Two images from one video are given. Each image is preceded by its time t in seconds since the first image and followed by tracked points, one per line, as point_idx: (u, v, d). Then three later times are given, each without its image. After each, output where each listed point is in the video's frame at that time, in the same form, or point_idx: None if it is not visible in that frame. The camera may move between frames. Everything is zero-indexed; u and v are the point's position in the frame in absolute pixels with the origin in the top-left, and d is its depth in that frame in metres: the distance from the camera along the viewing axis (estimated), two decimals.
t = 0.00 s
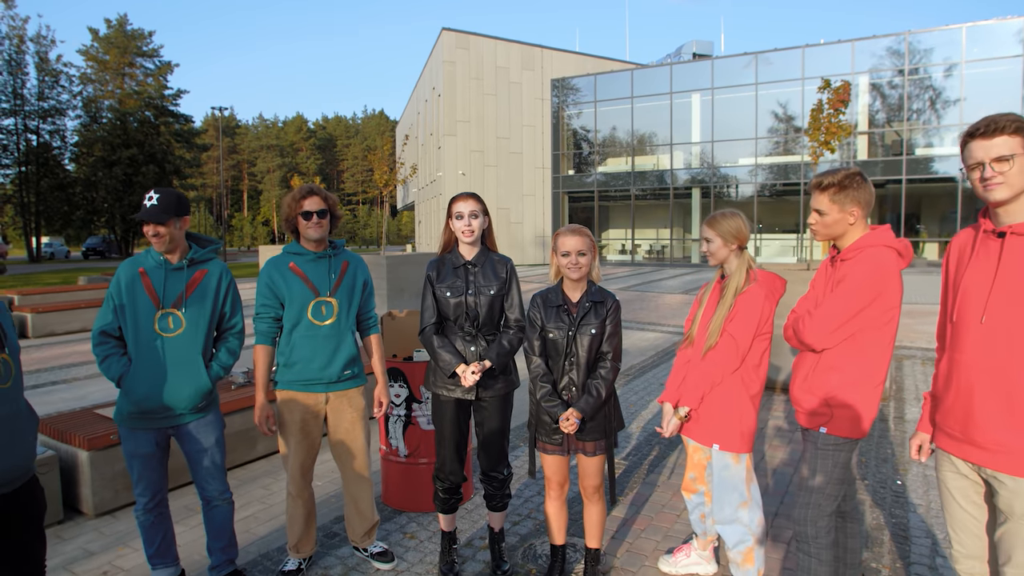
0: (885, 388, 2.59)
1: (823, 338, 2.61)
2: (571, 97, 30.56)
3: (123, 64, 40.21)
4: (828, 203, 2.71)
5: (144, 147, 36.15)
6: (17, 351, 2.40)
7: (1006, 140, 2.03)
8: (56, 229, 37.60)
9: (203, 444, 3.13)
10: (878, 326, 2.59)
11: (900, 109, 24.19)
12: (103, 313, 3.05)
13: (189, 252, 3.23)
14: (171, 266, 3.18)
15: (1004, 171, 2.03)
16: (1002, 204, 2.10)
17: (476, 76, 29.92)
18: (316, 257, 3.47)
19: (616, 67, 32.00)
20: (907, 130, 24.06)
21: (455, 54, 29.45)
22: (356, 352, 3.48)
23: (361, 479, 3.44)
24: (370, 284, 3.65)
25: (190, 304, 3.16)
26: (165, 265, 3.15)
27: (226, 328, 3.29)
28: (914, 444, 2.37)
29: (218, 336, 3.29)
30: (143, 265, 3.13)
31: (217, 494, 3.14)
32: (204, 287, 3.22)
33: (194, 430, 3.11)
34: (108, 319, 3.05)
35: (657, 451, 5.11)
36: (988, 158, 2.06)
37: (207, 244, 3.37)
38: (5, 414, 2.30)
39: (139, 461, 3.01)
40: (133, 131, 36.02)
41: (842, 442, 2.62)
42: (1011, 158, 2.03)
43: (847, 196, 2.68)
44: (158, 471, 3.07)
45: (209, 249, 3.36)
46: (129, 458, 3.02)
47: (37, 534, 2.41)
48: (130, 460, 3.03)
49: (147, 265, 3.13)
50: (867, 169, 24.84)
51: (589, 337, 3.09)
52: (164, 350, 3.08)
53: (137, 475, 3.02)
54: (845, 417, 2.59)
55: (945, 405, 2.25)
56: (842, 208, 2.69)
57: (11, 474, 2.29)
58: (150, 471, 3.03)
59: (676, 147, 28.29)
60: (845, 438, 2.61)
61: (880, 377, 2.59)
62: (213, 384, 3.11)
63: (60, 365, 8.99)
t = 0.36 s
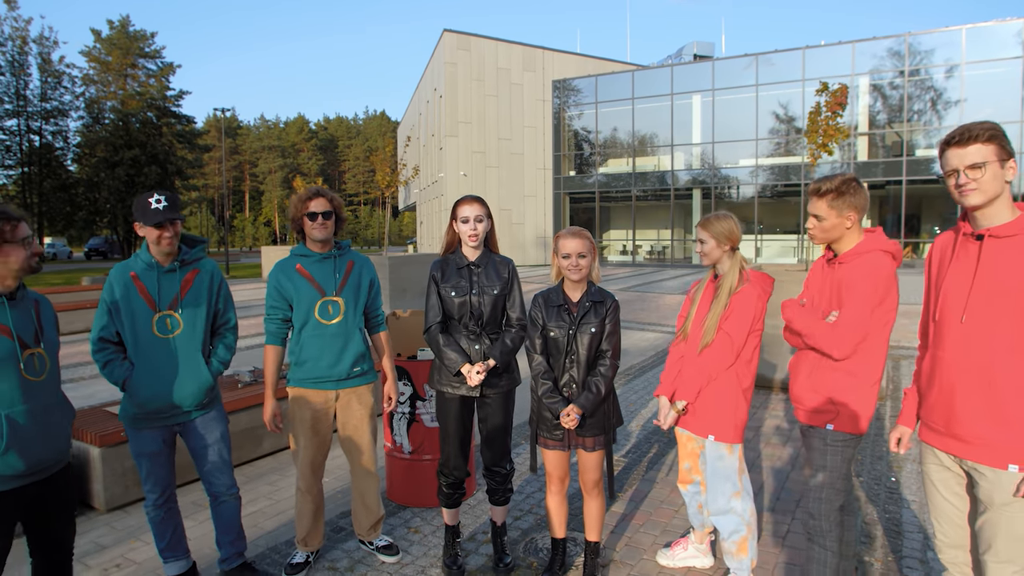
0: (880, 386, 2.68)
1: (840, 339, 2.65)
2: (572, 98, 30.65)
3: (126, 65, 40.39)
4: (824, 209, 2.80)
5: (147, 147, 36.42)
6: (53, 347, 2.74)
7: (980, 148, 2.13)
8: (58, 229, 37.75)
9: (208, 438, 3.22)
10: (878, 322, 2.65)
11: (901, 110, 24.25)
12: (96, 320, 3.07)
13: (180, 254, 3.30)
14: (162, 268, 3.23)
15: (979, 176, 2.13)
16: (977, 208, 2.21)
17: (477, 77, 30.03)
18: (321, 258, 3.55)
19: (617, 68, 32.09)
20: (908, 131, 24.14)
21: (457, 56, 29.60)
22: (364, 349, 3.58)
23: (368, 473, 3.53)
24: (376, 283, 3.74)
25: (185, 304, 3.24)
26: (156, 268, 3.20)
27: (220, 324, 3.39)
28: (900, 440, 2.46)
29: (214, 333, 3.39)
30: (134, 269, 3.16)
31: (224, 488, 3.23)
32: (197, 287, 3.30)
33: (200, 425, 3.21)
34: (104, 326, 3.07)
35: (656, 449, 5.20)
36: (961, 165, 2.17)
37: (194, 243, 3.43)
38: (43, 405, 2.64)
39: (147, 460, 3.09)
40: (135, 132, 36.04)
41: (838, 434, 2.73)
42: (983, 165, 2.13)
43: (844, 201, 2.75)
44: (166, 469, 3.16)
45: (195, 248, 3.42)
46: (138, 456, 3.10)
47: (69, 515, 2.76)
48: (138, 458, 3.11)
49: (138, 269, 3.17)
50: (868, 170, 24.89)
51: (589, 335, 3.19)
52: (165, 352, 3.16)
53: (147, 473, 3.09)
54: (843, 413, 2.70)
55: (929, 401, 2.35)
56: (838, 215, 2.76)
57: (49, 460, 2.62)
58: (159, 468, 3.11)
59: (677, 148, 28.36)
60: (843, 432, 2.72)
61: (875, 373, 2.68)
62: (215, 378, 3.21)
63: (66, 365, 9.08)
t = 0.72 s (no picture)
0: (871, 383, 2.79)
1: (878, 326, 2.63)
2: (572, 98, 30.74)
3: (127, 65, 40.53)
4: (814, 214, 2.84)
5: (147, 147, 37.07)
6: (91, 341, 2.95)
7: (956, 154, 2.23)
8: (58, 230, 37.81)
9: (223, 430, 3.35)
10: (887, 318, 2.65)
11: (900, 110, 24.34)
12: (111, 324, 3.12)
13: (186, 254, 3.39)
14: (170, 268, 3.30)
15: (953, 180, 2.24)
16: (955, 209, 2.32)
17: (477, 78, 30.13)
18: (330, 258, 3.65)
19: (617, 69, 32.17)
20: (907, 131, 24.22)
21: (457, 56, 29.72)
22: (375, 344, 3.68)
23: (375, 466, 3.64)
24: (384, 279, 3.85)
25: (197, 302, 3.34)
26: (165, 269, 3.27)
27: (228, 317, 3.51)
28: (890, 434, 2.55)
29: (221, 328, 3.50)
30: (143, 271, 3.22)
31: (235, 479, 3.35)
32: (205, 285, 3.41)
33: (218, 419, 3.34)
34: (119, 331, 3.13)
35: (653, 445, 5.30)
36: (938, 169, 2.27)
37: (194, 243, 3.50)
38: (81, 395, 2.83)
39: (168, 454, 3.18)
40: (136, 132, 36.79)
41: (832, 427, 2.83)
42: (958, 169, 2.23)
43: (830, 203, 2.82)
44: (183, 464, 3.25)
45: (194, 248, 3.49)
46: (158, 452, 3.18)
47: (97, 502, 2.96)
48: (154, 454, 3.19)
49: (147, 271, 3.23)
50: (868, 169, 24.95)
51: (587, 333, 3.29)
52: (184, 350, 3.25)
53: (168, 468, 3.18)
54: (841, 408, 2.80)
55: (914, 395, 2.45)
56: (828, 219, 2.83)
57: (83, 447, 2.81)
58: (179, 462, 3.21)
59: (676, 148, 28.45)
60: (852, 426, 2.81)
61: (866, 368, 2.79)
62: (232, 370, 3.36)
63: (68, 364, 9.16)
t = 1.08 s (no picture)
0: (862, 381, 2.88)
1: (873, 321, 2.69)
2: (573, 99, 30.84)
3: (128, 66, 40.63)
4: (799, 218, 2.95)
5: (148, 147, 37.42)
6: (113, 338, 3.06)
7: (940, 158, 2.32)
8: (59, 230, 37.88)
9: (241, 425, 3.45)
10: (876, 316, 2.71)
11: (900, 111, 24.41)
12: (138, 319, 3.25)
13: (211, 251, 3.50)
14: (196, 265, 3.41)
15: (934, 182, 2.34)
16: (940, 210, 2.42)
17: (477, 79, 30.25)
18: (340, 258, 3.74)
19: (617, 70, 32.28)
20: (907, 131, 24.27)
21: (457, 57, 29.83)
22: (381, 343, 3.77)
23: (380, 461, 3.72)
24: (391, 280, 3.94)
25: (221, 298, 3.45)
26: (191, 265, 3.38)
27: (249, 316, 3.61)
28: (880, 429, 2.63)
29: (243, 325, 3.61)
30: (169, 267, 3.33)
31: (248, 472, 3.45)
32: (228, 281, 3.52)
33: (237, 413, 3.44)
34: (146, 325, 3.26)
35: (651, 443, 5.39)
36: (921, 173, 2.38)
37: (218, 241, 3.62)
38: (101, 389, 2.93)
39: (187, 446, 3.27)
40: (137, 132, 37.09)
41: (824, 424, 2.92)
42: (939, 173, 2.33)
43: (810, 208, 2.93)
44: (201, 455, 3.34)
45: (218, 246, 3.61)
46: (177, 443, 3.27)
47: (112, 494, 3.03)
48: (173, 446, 3.29)
49: (173, 267, 3.34)
50: (869, 170, 24.99)
51: (585, 332, 3.37)
52: (208, 343, 3.35)
53: (187, 460, 3.27)
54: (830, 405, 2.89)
55: (901, 391, 2.53)
56: (812, 222, 2.94)
57: (102, 441, 2.89)
58: (197, 453, 3.29)
59: (676, 149, 28.55)
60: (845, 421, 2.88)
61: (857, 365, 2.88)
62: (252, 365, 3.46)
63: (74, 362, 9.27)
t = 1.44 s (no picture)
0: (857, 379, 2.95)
1: (846, 325, 2.82)
2: (575, 99, 30.93)
3: (131, 66, 40.82)
4: (793, 216, 3.09)
5: (151, 147, 37.86)
6: (115, 339, 3.14)
7: (929, 163, 2.43)
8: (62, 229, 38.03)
9: (266, 421, 3.55)
10: (859, 313, 2.83)
11: (902, 111, 24.42)
12: (174, 315, 3.37)
13: (244, 251, 3.59)
14: (228, 265, 3.51)
15: (917, 186, 2.47)
16: (928, 212, 2.52)
17: (480, 79, 30.34)
18: (347, 258, 3.82)
19: (619, 70, 32.37)
20: (909, 131, 24.29)
21: (459, 57, 29.96)
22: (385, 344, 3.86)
23: (386, 457, 3.81)
24: (396, 282, 4.01)
25: (252, 297, 3.54)
26: (224, 265, 3.48)
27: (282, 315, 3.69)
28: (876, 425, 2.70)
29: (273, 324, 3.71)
30: (204, 265, 3.44)
31: (267, 467, 3.54)
32: (260, 281, 3.60)
33: (263, 410, 3.53)
34: (180, 321, 3.38)
35: (653, 440, 5.47)
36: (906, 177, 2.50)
37: (251, 242, 3.71)
38: (104, 389, 3.01)
39: (212, 440, 3.36)
40: (140, 132, 37.54)
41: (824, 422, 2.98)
42: (920, 178, 2.46)
43: (809, 206, 3.05)
44: (225, 449, 3.43)
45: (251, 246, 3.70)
46: (203, 437, 3.36)
47: (120, 492, 3.10)
48: (198, 440, 3.38)
49: (208, 265, 3.44)
50: (871, 170, 25.01)
51: (589, 331, 3.45)
52: (239, 340, 3.45)
53: (212, 454, 3.36)
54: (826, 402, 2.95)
55: (895, 387, 2.61)
56: (805, 221, 3.06)
57: (107, 440, 2.97)
58: (222, 447, 3.39)
59: (678, 149, 28.61)
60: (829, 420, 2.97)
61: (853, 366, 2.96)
62: (280, 364, 3.55)
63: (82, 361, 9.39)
